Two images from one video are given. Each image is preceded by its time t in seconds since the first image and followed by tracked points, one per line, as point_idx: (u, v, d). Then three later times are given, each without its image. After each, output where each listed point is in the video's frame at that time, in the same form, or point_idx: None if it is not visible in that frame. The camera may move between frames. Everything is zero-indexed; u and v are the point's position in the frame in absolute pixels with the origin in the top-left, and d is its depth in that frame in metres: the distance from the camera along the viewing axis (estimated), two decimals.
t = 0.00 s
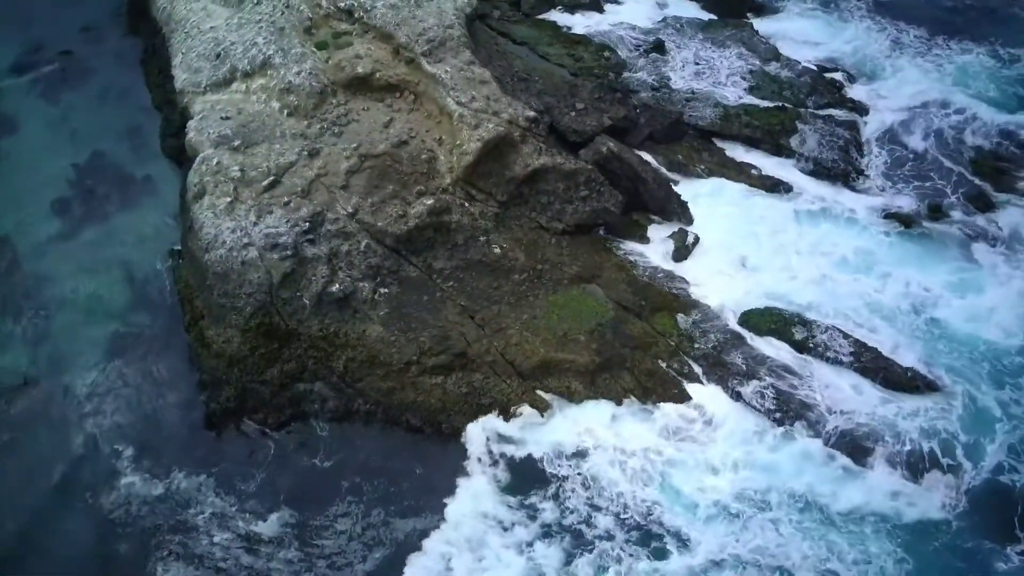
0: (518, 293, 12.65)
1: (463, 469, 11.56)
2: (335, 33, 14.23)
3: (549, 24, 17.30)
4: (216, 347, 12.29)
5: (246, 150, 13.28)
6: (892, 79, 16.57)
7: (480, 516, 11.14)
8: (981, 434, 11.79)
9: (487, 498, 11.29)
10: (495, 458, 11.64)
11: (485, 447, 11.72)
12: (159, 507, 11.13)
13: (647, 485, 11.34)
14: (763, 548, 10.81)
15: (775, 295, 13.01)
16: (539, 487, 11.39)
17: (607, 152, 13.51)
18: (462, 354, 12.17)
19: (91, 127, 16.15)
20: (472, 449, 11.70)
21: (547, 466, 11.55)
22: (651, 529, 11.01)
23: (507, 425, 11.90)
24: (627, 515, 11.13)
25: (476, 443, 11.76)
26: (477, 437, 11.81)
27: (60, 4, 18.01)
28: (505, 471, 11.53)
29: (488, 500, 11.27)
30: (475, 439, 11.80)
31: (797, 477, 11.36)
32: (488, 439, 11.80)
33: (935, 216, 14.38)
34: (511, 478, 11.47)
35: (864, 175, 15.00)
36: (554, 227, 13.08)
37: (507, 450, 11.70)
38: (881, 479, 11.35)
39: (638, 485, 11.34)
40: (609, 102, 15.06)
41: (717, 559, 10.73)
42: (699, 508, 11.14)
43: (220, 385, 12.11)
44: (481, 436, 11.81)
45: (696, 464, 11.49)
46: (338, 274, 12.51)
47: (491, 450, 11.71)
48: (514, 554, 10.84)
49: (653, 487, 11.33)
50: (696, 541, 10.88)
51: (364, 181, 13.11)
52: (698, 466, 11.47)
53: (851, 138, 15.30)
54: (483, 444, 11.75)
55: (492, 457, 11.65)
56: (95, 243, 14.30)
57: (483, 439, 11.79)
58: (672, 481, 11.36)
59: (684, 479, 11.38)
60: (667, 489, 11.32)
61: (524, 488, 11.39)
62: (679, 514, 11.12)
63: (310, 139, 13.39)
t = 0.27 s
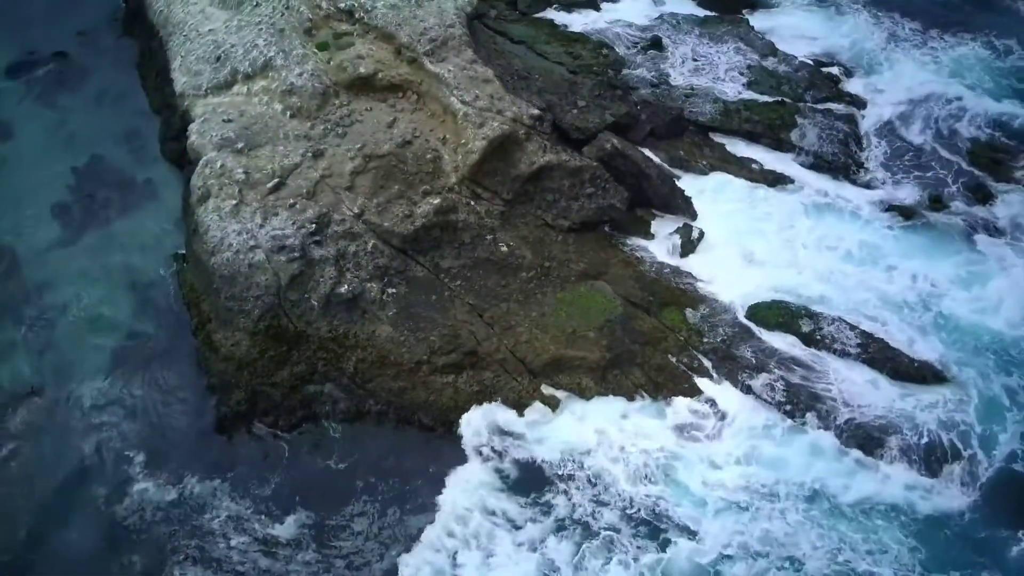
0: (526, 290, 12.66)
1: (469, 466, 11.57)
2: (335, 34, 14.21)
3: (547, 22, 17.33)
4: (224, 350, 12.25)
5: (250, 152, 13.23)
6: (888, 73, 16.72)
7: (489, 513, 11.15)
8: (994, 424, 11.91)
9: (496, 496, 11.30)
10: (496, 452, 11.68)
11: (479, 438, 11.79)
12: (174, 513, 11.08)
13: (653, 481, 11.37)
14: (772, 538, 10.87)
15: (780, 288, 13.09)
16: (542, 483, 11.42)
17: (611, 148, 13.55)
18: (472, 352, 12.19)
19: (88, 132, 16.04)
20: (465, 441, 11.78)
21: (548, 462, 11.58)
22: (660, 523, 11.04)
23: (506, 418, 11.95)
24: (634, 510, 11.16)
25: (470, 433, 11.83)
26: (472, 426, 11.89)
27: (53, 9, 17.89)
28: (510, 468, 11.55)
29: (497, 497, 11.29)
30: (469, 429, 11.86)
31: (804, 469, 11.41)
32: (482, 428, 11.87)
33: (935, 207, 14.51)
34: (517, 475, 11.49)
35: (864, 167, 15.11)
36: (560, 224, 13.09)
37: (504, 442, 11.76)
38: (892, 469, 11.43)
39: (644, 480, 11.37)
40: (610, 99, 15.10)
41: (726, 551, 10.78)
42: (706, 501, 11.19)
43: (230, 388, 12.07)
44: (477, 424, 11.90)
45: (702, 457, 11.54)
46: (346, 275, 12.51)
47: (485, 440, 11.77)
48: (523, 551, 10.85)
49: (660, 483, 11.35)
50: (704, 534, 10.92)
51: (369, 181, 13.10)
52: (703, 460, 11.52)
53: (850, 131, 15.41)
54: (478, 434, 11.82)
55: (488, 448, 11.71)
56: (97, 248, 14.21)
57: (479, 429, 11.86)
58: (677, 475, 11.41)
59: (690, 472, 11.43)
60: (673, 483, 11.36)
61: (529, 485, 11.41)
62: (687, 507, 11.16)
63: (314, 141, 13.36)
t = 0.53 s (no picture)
0: (535, 288, 12.68)
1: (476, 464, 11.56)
2: (337, 34, 14.18)
3: (544, 20, 17.37)
4: (234, 354, 12.21)
5: (254, 154, 13.20)
6: (883, 67, 16.88)
7: (499, 510, 11.16)
8: (1008, 412, 11.89)
9: (506, 493, 11.31)
10: (498, 448, 11.70)
11: (474, 432, 11.83)
12: (190, 518, 11.04)
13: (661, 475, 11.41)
14: (781, 530, 10.89)
15: (785, 280, 13.17)
16: (547, 478, 11.45)
17: (616, 145, 13.60)
18: (483, 351, 12.20)
19: (87, 136, 15.95)
20: (459, 435, 11.81)
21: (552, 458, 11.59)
22: (668, 517, 11.06)
23: (507, 411, 11.99)
24: (640, 505, 11.18)
25: (466, 425, 11.88)
26: (470, 419, 11.94)
27: (46, 14, 17.78)
28: (518, 463, 11.57)
29: (507, 493, 11.32)
30: (466, 423, 11.91)
31: (812, 461, 11.48)
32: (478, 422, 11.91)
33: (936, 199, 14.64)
34: (525, 470, 11.52)
35: (863, 160, 15.23)
36: (566, 221, 13.13)
37: (504, 435, 11.79)
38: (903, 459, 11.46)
39: (651, 477, 11.41)
40: (611, 96, 15.15)
41: (737, 548, 10.75)
42: (711, 493, 11.23)
43: (241, 391, 12.02)
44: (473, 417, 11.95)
45: (708, 452, 11.58)
46: (354, 276, 12.49)
47: (482, 433, 11.82)
48: (530, 549, 10.84)
49: (669, 478, 11.40)
50: (712, 529, 10.93)
51: (375, 182, 13.08)
52: (708, 453, 11.57)
53: (849, 125, 15.54)
54: (473, 427, 11.87)
55: (487, 441, 11.74)
56: (100, 253, 14.11)
57: (475, 422, 11.91)
58: (683, 469, 11.46)
59: (696, 466, 11.48)
60: (679, 478, 11.40)
61: (536, 481, 11.43)
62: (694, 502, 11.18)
63: (318, 142, 13.33)
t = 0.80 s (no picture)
0: (543, 285, 12.70)
1: (481, 463, 11.57)
2: (337, 35, 14.16)
3: (541, 19, 17.41)
4: (243, 357, 12.15)
5: (258, 157, 13.16)
6: (878, 61, 17.03)
7: (508, 507, 11.19)
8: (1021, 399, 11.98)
9: (515, 490, 11.34)
10: (500, 444, 11.73)
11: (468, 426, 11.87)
12: (205, 523, 10.99)
13: (671, 470, 11.45)
14: (789, 523, 10.94)
15: (790, 273, 13.27)
16: (551, 474, 11.47)
17: (619, 142, 13.64)
18: (493, 349, 12.22)
19: (85, 141, 15.85)
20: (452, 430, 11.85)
21: (555, 455, 11.62)
22: (675, 511, 11.11)
23: (506, 405, 12.06)
24: (648, 500, 11.21)
25: (462, 418, 11.94)
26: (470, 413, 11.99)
27: (40, 21, 17.67)
28: (525, 459, 11.60)
29: (516, 490, 11.34)
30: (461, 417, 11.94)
31: (820, 452, 11.56)
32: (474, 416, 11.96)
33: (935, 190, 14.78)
34: (532, 467, 11.54)
35: (862, 153, 15.36)
36: (572, 218, 13.15)
37: (503, 430, 11.84)
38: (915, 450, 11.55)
39: (657, 473, 11.42)
40: (611, 93, 15.21)
41: (746, 544, 10.79)
42: (715, 486, 11.29)
43: (251, 395, 11.97)
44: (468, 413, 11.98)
45: (715, 447, 11.62)
46: (362, 277, 12.48)
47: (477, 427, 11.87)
48: (536, 547, 10.85)
49: (680, 473, 11.43)
50: (719, 525, 10.96)
51: (380, 182, 13.08)
52: (713, 447, 11.62)
53: (847, 119, 15.66)
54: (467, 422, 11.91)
55: (487, 435, 11.79)
56: (101, 260, 14.02)
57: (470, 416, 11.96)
58: (687, 462, 11.51)
59: (701, 460, 11.52)
60: (694, 471, 11.43)
61: (543, 477, 11.46)
62: (701, 496, 11.22)
63: (322, 143, 13.30)
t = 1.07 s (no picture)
0: (551, 283, 12.72)
1: (486, 462, 11.58)
2: (337, 36, 14.13)
3: (536, 17, 17.44)
4: (252, 360, 12.10)
5: (261, 159, 13.11)
6: (872, 54, 17.18)
7: (517, 505, 11.20)
8: None
9: (524, 486, 11.37)
10: (503, 442, 11.74)
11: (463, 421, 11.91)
12: (222, 527, 10.94)
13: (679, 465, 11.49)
14: (797, 515, 11.01)
15: (795, 266, 13.36)
16: (558, 471, 11.50)
17: (622, 139, 13.70)
18: (503, 347, 12.23)
19: (81, 147, 15.75)
20: (445, 426, 11.88)
21: (560, 452, 11.64)
22: (683, 507, 11.14)
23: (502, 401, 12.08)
24: (655, 497, 11.23)
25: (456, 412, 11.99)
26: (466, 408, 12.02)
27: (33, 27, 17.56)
28: (531, 457, 11.62)
29: (522, 488, 11.36)
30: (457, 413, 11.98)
31: (828, 443, 11.66)
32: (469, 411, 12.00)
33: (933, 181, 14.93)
34: (539, 464, 11.55)
35: (860, 145, 15.49)
36: (578, 215, 13.18)
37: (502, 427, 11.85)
38: (922, 438, 11.65)
39: (663, 469, 11.46)
40: (610, 90, 15.27)
41: (755, 540, 10.83)
42: (720, 481, 11.34)
43: (262, 398, 11.93)
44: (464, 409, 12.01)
45: (722, 442, 11.68)
46: (369, 278, 12.47)
47: (472, 421, 11.90)
48: (545, 546, 10.85)
49: (688, 468, 11.47)
50: (727, 520, 11.01)
51: (385, 182, 13.07)
52: (718, 442, 11.68)
53: (844, 111, 15.79)
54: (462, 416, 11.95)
55: (487, 430, 11.81)
56: (103, 265, 13.93)
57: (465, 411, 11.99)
58: (691, 458, 11.56)
59: (705, 455, 11.57)
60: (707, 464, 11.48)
61: (550, 474, 11.48)
62: (707, 491, 11.27)
63: (325, 144, 13.28)
